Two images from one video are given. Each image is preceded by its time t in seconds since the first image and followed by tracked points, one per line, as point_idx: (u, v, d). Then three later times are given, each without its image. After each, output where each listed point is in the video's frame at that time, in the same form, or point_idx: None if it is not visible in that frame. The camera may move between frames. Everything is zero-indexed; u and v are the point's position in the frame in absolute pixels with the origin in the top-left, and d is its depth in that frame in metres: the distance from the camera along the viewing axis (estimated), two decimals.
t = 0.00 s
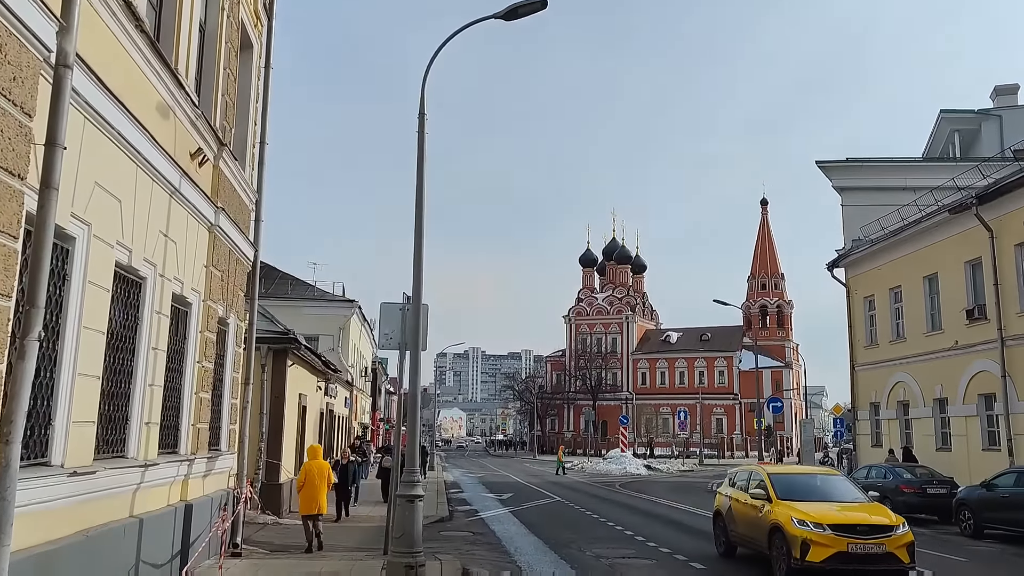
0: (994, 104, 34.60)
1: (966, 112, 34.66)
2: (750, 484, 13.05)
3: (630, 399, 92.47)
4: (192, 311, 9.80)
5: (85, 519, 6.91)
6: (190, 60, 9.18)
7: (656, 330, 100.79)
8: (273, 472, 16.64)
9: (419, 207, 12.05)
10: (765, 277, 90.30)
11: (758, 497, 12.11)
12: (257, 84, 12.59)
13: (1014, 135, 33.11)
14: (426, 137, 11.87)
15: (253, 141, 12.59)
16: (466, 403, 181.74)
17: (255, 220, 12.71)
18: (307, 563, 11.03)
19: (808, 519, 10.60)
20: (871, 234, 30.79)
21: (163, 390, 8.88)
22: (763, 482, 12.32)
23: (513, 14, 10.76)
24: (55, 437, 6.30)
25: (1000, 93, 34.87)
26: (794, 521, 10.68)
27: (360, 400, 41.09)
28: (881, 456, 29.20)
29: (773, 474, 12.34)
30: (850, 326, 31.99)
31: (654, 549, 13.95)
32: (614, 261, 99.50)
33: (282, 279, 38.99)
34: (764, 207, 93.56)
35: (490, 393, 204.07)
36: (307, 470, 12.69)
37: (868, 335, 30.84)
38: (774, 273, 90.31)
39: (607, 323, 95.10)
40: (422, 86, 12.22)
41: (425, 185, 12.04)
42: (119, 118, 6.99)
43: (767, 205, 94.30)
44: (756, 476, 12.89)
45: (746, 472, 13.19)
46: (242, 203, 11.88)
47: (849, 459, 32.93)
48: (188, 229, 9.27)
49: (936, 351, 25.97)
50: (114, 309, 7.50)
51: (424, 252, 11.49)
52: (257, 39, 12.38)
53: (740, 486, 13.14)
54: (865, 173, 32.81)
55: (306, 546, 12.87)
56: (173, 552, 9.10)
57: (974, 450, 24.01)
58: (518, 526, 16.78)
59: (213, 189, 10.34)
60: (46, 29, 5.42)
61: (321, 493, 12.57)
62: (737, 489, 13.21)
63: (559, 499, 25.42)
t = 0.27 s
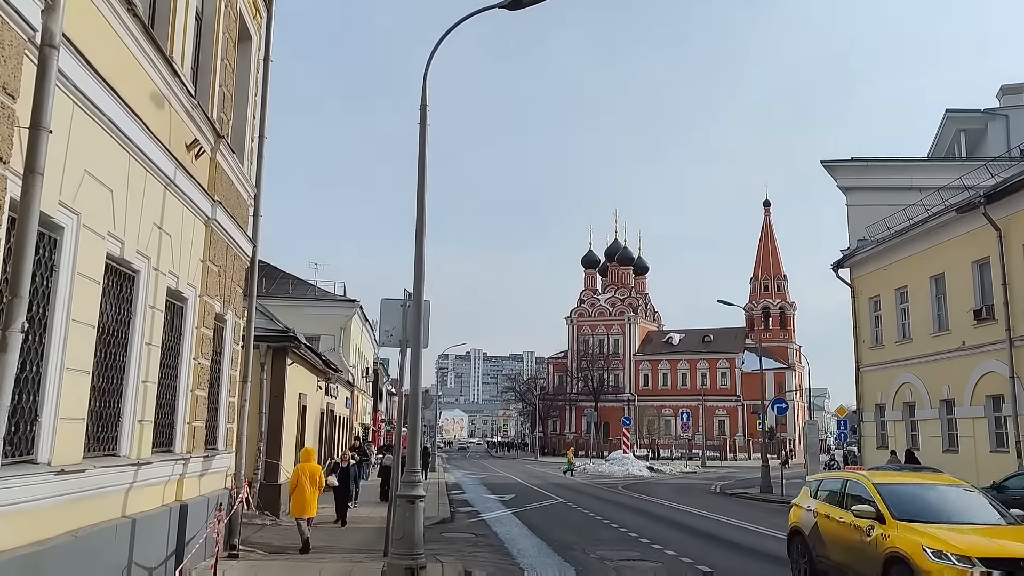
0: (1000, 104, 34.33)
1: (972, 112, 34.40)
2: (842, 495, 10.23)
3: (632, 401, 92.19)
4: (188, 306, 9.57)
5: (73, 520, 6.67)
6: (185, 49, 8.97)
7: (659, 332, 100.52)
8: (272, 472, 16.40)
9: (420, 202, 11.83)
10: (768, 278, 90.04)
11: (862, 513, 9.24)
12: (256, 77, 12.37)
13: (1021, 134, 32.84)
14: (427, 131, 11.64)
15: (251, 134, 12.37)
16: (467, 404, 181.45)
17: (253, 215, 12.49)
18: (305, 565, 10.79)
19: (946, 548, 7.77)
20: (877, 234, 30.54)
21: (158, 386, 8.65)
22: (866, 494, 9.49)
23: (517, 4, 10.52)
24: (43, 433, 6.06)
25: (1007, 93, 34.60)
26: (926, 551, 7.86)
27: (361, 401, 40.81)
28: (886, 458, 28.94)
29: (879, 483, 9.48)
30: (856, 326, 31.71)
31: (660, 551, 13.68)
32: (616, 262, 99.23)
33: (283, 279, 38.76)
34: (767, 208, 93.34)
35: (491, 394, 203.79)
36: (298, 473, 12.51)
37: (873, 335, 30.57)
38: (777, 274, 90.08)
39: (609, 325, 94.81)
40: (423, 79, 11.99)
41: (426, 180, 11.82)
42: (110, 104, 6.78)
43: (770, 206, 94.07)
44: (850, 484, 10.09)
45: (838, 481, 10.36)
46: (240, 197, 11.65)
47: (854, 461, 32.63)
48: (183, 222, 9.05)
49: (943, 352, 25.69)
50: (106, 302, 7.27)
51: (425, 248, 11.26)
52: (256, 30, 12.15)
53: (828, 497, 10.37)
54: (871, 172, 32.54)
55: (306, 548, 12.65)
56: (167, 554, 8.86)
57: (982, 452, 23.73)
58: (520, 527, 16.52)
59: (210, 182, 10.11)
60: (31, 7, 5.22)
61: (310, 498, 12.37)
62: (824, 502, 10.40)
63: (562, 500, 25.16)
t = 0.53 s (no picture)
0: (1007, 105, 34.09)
1: (978, 112, 34.14)
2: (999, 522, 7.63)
3: (633, 402, 91.88)
4: (184, 304, 9.32)
5: (61, 524, 6.41)
6: (183, 40, 8.72)
7: (660, 333, 100.27)
8: (270, 474, 16.14)
9: (423, 198, 11.57)
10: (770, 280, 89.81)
11: None
12: (256, 70, 12.13)
13: None
14: (430, 126, 11.39)
15: (250, 129, 12.12)
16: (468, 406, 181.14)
17: (252, 211, 12.25)
18: (304, 570, 10.53)
19: None
20: (882, 236, 30.28)
21: (152, 386, 8.40)
22: None
23: None
24: (30, 435, 5.81)
25: (1013, 93, 34.35)
26: None
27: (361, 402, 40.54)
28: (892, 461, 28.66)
29: None
30: (860, 328, 31.44)
31: (666, 556, 13.41)
32: (618, 263, 98.99)
33: (283, 278, 38.53)
34: (769, 210, 93.13)
35: (492, 395, 203.45)
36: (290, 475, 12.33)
37: (878, 337, 30.30)
38: (779, 276, 89.84)
39: (611, 326, 94.53)
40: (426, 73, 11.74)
41: (429, 176, 11.57)
42: (102, 92, 6.54)
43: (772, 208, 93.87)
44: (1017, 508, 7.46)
45: (990, 501, 7.88)
46: (238, 193, 11.41)
47: (858, 464, 32.36)
48: (179, 217, 8.80)
49: (950, 354, 25.42)
50: (97, 299, 7.02)
51: (428, 246, 11.00)
52: (256, 23, 11.91)
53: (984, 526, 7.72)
54: (876, 173, 32.27)
55: (305, 552, 12.39)
56: (161, 559, 8.60)
57: (989, 456, 23.45)
58: (523, 530, 16.25)
59: (208, 177, 9.87)
60: None
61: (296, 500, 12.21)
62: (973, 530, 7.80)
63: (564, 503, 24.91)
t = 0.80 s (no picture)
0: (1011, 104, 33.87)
1: (982, 112, 33.90)
2: None
3: (634, 404, 91.66)
4: (178, 303, 9.10)
5: (47, 531, 6.19)
6: (176, 32, 8.51)
7: (661, 334, 100.05)
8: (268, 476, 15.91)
9: (424, 196, 11.35)
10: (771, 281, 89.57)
11: None
12: (253, 66, 11.92)
13: None
14: (431, 123, 11.17)
15: (248, 126, 11.92)
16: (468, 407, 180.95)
17: (249, 209, 12.03)
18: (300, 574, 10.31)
19: None
20: (886, 236, 30.06)
21: (144, 387, 8.17)
22: None
23: None
24: (14, 438, 5.58)
25: (1017, 92, 34.14)
26: None
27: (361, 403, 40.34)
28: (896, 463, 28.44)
29: None
30: (863, 329, 31.24)
31: (669, 560, 13.18)
32: (619, 264, 98.80)
33: (283, 279, 38.35)
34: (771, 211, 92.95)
35: (492, 397, 203.18)
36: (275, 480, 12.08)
37: (882, 338, 30.09)
38: (780, 277, 89.62)
39: (612, 327, 94.32)
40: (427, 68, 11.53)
41: (429, 173, 11.34)
42: (90, 83, 6.34)
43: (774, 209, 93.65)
44: None
45: None
46: (235, 190, 11.19)
47: (861, 466, 32.15)
48: (172, 214, 8.58)
49: (954, 355, 25.20)
50: (86, 297, 6.80)
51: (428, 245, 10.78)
52: (254, 18, 11.71)
53: None
54: (879, 173, 32.06)
55: (303, 556, 12.17)
56: (154, 566, 8.37)
57: (994, 457, 23.22)
58: (524, 533, 16.03)
59: (203, 174, 9.65)
60: None
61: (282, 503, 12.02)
62: None
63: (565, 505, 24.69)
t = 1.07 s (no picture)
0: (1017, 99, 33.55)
1: (987, 107, 33.58)
2: None
3: (637, 403, 91.38)
4: (170, 295, 8.84)
5: (29, 530, 5.94)
6: (167, 15, 8.24)
7: (663, 333, 99.71)
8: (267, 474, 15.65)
9: (423, 187, 11.08)
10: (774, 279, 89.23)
11: None
12: (249, 55, 11.66)
13: None
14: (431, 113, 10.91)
15: (243, 117, 11.66)
16: (470, 406, 180.81)
17: (245, 202, 11.77)
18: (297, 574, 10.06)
19: None
20: (892, 232, 29.76)
21: (134, 382, 7.91)
22: None
23: None
24: None
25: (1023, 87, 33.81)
26: None
27: (362, 402, 40.10)
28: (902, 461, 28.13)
29: None
30: (868, 326, 30.95)
31: (675, 560, 12.92)
32: (621, 263, 98.50)
33: (283, 277, 38.12)
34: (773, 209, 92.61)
35: (494, 396, 202.89)
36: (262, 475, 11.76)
37: (888, 336, 29.78)
38: (783, 275, 89.29)
39: (614, 325, 94.02)
40: (426, 56, 11.26)
41: (428, 164, 11.07)
42: (73, 62, 6.08)
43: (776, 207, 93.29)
44: None
45: None
46: (230, 181, 10.93)
47: (867, 464, 31.85)
48: (163, 203, 8.32)
49: (962, 352, 24.90)
50: (71, 286, 6.55)
51: (427, 236, 10.52)
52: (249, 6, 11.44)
53: None
54: (884, 168, 31.75)
55: (301, 556, 11.89)
56: (145, 565, 8.12)
57: (1003, 456, 22.92)
58: (527, 533, 15.77)
59: (196, 163, 9.39)
60: None
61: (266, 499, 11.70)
62: None
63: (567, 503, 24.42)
